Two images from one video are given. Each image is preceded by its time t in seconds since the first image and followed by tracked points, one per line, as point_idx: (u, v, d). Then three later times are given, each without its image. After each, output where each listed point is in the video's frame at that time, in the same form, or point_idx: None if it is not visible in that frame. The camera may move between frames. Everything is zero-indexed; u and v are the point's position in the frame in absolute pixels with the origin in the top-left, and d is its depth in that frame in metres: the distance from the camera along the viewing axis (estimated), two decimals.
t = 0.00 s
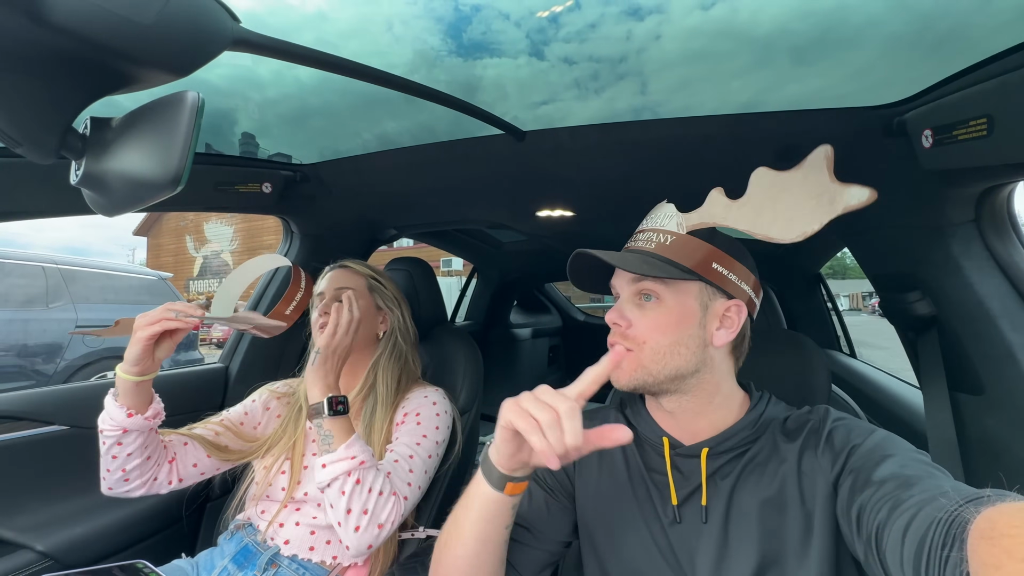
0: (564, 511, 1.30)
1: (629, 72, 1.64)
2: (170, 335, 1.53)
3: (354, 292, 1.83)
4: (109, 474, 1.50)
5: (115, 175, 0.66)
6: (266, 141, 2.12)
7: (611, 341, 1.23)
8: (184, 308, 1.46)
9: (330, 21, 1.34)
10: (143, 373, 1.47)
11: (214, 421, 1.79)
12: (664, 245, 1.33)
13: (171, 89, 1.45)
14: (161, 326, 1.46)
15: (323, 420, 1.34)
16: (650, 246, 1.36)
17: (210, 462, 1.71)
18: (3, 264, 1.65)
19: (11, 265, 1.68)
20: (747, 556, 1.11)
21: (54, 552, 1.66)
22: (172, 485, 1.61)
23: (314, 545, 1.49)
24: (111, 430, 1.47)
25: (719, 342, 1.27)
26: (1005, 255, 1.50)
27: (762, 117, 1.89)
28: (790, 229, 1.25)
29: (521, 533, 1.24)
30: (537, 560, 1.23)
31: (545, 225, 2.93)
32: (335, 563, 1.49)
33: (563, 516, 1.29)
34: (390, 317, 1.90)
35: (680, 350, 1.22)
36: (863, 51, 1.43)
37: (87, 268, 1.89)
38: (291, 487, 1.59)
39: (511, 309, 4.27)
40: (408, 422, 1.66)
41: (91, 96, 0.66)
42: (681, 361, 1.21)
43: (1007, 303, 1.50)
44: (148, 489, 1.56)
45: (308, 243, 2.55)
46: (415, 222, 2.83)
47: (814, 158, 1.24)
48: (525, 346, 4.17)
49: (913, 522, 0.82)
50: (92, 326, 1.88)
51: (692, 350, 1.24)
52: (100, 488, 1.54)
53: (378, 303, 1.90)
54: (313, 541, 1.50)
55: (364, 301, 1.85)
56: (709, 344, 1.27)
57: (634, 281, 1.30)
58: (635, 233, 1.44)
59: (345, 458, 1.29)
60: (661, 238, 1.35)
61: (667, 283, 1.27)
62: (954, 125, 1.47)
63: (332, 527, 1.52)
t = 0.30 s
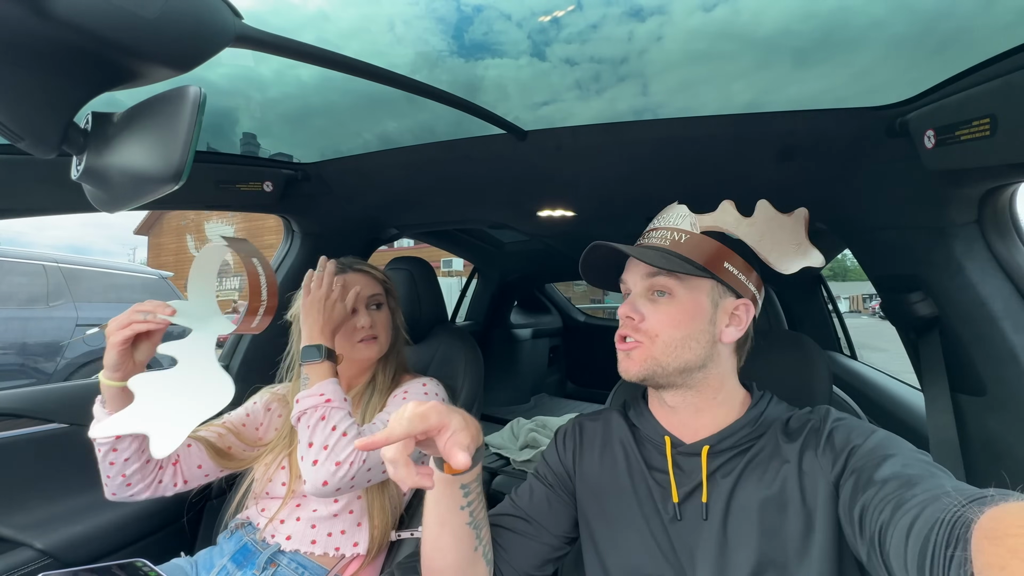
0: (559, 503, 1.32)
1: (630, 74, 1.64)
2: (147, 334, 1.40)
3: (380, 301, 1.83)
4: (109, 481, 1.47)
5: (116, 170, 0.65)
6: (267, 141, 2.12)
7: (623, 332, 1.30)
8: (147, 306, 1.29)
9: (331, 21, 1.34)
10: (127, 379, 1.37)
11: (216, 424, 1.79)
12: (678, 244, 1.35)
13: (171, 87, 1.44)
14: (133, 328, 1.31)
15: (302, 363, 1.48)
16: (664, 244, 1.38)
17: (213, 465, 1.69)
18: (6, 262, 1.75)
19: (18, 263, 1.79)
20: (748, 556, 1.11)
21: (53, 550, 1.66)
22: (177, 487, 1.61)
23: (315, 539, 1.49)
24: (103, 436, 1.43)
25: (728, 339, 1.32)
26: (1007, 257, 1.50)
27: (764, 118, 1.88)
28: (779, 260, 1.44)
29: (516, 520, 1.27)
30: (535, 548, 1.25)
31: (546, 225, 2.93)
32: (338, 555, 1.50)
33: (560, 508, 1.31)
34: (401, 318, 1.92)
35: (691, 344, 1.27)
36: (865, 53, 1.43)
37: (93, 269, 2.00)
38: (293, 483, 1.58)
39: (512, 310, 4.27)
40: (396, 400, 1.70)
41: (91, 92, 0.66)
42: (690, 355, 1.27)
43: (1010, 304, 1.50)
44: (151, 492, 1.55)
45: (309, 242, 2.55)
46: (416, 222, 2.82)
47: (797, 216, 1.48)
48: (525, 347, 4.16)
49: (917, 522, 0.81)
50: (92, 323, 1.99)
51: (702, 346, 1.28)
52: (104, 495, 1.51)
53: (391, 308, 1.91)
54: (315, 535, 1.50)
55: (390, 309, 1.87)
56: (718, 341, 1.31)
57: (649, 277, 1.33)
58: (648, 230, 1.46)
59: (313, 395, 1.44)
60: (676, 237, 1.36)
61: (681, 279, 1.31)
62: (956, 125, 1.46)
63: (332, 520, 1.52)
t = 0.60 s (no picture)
0: (561, 505, 1.32)
1: (631, 76, 1.64)
2: (105, 354, 1.39)
3: (378, 303, 1.84)
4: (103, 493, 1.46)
5: (116, 167, 0.65)
6: (267, 142, 2.12)
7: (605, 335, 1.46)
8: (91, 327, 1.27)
9: (332, 22, 1.34)
10: (89, 403, 1.36)
11: (211, 429, 1.78)
12: (648, 254, 1.48)
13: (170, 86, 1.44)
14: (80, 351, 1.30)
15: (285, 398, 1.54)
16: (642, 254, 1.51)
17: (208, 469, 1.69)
18: (6, 262, 1.69)
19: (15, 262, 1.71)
20: (746, 555, 1.11)
21: (49, 550, 1.64)
22: (171, 494, 1.60)
23: (312, 540, 1.49)
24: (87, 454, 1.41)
25: (690, 333, 1.34)
26: (1008, 260, 1.50)
27: (764, 121, 1.88)
28: (731, 238, 1.36)
29: (518, 523, 1.27)
30: (534, 551, 1.25)
31: (546, 227, 2.93)
32: (335, 557, 1.49)
33: (560, 510, 1.31)
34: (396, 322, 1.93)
35: (648, 339, 1.36)
36: (866, 56, 1.43)
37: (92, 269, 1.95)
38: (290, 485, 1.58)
39: (511, 311, 4.27)
40: (392, 405, 1.66)
41: (91, 89, 0.66)
42: (650, 349, 1.35)
43: (1010, 307, 1.50)
44: (145, 498, 1.54)
45: (309, 242, 2.55)
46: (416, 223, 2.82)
47: (780, 175, 1.32)
48: (524, 348, 4.16)
49: (919, 522, 0.81)
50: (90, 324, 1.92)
51: (664, 340, 1.35)
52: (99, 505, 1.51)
53: (393, 310, 1.91)
54: (312, 536, 1.50)
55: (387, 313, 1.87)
56: (680, 335, 1.35)
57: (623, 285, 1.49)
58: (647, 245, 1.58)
59: (297, 422, 1.48)
60: (647, 246, 1.50)
61: (641, 280, 1.44)
62: (957, 128, 1.46)
63: (329, 522, 1.51)
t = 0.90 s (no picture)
0: (563, 505, 1.31)
1: (633, 78, 1.65)
2: (119, 355, 1.39)
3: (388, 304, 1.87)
4: (107, 495, 1.48)
5: (126, 166, 0.66)
6: (269, 143, 2.13)
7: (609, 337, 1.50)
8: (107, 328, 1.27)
9: (335, 23, 1.35)
10: (101, 403, 1.36)
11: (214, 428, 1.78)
12: (649, 257, 1.48)
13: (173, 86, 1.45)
14: (95, 352, 1.30)
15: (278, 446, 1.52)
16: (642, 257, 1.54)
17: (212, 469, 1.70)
18: (6, 261, 1.69)
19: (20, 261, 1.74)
20: (743, 551, 1.12)
21: (52, 548, 1.69)
22: (176, 495, 1.63)
23: (314, 541, 1.50)
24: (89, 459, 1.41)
25: (684, 332, 1.35)
26: (1008, 263, 1.50)
27: (765, 123, 1.89)
28: (723, 244, 1.37)
29: (520, 521, 1.27)
30: (537, 548, 1.25)
31: (547, 229, 2.93)
32: (336, 558, 1.49)
33: (563, 509, 1.31)
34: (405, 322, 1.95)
35: (647, 338, 1.39)
36: (868, 58, 1.43)
37: (96, 267, 1.94)
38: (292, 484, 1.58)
39: (512, 312, 4.27)
40: (399, 412, 1.65)
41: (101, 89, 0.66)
42: (648, 348, 1.38)
43: (1010, 310, 1.50)
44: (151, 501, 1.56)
45: (311, 243, 2.56)
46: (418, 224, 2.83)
47: (776, 188, 1.36)
48: (525, 350, 4.17)
49: (916, 518, 0.82)
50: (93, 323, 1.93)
51: (661, 339, 1.37)
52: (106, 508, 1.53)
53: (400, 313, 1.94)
54: (313, 537, 1.51)
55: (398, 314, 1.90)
56: (676, 334, 1.36)
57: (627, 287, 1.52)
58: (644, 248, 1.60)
59: (298, 459, 1.46)
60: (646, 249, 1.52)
61: (640, 282, 1.47)
62: (958, 131, 1.47)
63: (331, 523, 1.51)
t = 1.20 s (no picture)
0: (563, 500, 1.31)
1: (633, 76, 1.65)
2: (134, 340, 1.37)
3: (389, 301, 1.87)
4: (110, 481, 1.48)
5: (128, 160, 0.66)
6: (268, 140, 2.13)
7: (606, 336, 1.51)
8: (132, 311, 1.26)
9: (335, 20, 1.35)
10: (117, 388, 1.35)
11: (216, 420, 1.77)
12: (643, 256, 1.49)
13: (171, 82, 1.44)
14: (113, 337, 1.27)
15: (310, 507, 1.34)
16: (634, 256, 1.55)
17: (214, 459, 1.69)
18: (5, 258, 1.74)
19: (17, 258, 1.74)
20: (738, 546, 1.12)
21: (52, 544, 1.67)
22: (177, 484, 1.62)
23: (314, 538, 1.49)
24: (98, 445, 1.39)
25: (679, 329, 1.36)
26: (1008, 261, 1.51)
27: (765, 121, 1.89)
28: (718, 246, 1.36)
29: (520, 516, 1.26)
30: (538, 543, 1.25)
31: (547, 227, 2.93)
32: (335, 555, 1.49)
33: (562, 504, 1.30)
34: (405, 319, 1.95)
35: (642, 336, 1.39)
36: (870, 56, 1.43)
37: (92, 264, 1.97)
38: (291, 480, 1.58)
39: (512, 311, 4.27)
40: (418, 421, 1.63)
41: (103, 83, 0.66)
42: (644, 346, 1.38)
43: (1009, 308, 1.51)
44: (153, 490, 1.57)
45: (311, 240, 2.55)
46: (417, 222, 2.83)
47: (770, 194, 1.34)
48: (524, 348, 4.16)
49: (909, 511, 0.82)
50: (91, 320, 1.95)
51: (656, 337, 1.38)
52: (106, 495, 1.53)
53: (402, 311, 1.94)
54: (313, 533, 1.50)
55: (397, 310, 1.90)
56: (670, 331, 1.37)
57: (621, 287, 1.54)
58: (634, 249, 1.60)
59: (348, 515, 1.32)
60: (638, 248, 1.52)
61: (634, 281, 1.48)
62: (957, 129, 1.47)
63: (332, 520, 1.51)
